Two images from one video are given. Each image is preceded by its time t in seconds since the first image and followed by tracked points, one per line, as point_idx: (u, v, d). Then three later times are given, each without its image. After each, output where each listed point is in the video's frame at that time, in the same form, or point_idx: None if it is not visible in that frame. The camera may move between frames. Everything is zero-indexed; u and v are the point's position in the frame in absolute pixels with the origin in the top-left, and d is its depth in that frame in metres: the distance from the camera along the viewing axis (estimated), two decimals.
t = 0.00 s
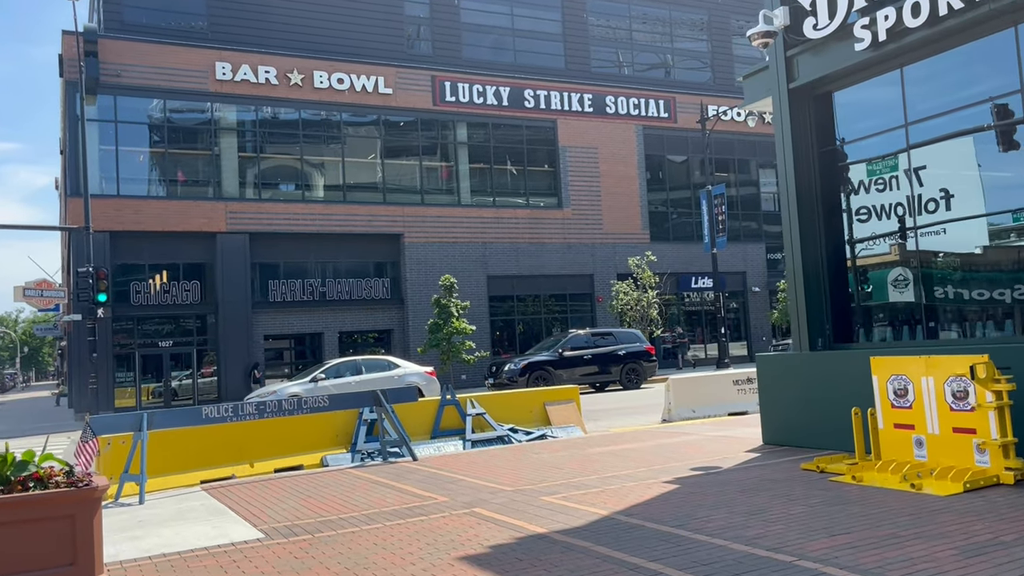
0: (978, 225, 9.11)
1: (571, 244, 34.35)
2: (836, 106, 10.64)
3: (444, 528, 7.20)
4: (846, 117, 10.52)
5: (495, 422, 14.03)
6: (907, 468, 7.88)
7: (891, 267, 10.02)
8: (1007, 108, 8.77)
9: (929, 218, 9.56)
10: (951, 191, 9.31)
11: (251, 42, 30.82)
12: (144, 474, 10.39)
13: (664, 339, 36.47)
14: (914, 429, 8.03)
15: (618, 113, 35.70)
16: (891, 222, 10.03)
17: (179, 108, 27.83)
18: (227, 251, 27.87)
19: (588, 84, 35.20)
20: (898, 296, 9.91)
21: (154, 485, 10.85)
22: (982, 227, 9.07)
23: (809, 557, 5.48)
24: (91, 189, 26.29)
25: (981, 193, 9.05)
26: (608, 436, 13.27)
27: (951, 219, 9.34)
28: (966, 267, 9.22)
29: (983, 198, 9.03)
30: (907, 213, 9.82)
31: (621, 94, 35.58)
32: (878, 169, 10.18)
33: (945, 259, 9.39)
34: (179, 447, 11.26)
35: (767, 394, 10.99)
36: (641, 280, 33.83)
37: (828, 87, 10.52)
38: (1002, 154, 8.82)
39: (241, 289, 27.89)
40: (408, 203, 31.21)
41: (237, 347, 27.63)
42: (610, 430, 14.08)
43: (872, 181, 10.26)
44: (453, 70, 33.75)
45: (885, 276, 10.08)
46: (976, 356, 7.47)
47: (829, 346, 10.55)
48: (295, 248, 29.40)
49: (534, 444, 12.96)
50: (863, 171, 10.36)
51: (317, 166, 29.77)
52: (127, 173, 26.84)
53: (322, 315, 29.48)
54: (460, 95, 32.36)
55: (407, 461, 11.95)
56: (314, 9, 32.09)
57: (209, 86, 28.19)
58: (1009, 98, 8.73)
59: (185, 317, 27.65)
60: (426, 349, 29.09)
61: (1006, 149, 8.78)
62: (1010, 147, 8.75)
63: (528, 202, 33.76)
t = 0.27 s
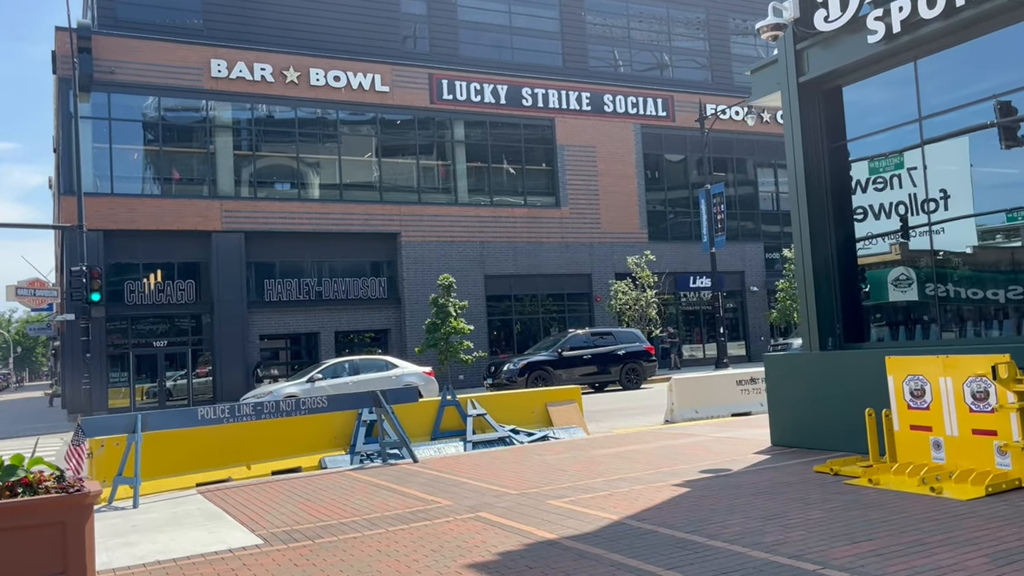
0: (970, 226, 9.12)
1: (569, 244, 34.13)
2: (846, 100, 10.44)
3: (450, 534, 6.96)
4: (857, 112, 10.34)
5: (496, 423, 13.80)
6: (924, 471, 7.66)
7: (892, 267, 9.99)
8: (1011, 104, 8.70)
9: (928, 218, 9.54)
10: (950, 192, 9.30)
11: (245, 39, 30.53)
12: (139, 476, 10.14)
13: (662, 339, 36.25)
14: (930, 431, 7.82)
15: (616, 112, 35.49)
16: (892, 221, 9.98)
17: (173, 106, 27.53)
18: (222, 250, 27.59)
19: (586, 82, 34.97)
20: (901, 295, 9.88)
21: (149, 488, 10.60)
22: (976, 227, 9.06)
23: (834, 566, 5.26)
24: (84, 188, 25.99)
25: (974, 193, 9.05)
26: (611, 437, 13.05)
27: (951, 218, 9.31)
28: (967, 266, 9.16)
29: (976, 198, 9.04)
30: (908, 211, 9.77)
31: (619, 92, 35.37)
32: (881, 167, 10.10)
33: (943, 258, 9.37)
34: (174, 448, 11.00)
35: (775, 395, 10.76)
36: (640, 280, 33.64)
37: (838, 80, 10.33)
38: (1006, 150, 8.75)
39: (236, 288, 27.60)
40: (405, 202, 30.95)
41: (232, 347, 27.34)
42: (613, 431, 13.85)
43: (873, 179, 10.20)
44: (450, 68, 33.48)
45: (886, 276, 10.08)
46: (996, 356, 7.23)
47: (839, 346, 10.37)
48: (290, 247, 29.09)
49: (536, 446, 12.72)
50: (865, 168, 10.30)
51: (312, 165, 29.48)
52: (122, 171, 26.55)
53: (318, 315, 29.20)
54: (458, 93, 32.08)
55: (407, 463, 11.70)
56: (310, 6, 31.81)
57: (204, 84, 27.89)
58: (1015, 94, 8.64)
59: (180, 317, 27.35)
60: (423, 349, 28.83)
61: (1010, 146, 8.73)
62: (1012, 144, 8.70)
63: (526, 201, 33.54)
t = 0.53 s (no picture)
0: (964, 227, 9.10)
1: (567, 243, 33.88)
2: (857, 94, 10.25)
3: (455, 539, 6.71)
4: (867, 106, 10.14)
5: (497, 424, 13.55)
6: (943, 474, 7.43)
7: (890, 266, 9.98)
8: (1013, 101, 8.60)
9: (926, 218, 9.50)
10: (948, 192, 9.25)
11: (240, 37, 30.22)
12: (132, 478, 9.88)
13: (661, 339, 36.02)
14: (949, 433, 7.60)
15: (614, 110, 35.26)
16: (892, 220, 9.94)
17: (168, 103, 27.21)
18: (217, 249, 27.30)
19: (584, 80, 34.74)
20: (901, 295, 9.82)
21: (144, 490, 10.32)
22: (972, 228, 9.01)
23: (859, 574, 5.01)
24: (77, 185, 25.66)
25: (970, 192, 9.00)
26: (615, 438, 12.80)
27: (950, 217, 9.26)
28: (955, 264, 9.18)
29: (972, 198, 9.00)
30: (908, 210, 9.72)
31: (617, 91, 35.14)
32: (883, 164, 10.02)
33: (941, 257, 9.32)
34: (168, 449, 10.75)
35: (785, 396, 10.53)
36: (638, 279, 33.42)
37: (849, 74, 10.11)
38: (1007, 147, 8.67)
39: (231, 287, 27.30)
40: (402, 200, 30.67)
41: (227, 347, 27.03)
42: (616, 432, 13.62)
43: (874, 177, 10.14)
44: (447, 66, 33.21)
45: (884, 275, 10.05)
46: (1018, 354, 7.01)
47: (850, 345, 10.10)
48: (286, 246, 28.80)
49: (538, 447, 12.48)
50: (867, 166, 10.22)
51: (308, 163, 29.19)
52: (115, 169, 26.24)
53: (314, 315, 28.91)
54: (455, 91, 31.79)
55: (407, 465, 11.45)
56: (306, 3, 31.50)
57: (198, 81, 27.58)
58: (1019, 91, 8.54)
59: (174, 316, 27.04)
60: (420, 349, 28.55)
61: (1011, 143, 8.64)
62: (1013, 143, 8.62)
63: (524, 200, 33.28)
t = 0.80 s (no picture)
0: (964, 226, 9.17)
1: (565, 242, 33.63)
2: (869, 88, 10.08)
3: (462, 547, 6.45)
4: (881, 100, 9.98)
5: (499, 426, 13.31)
6: (967, 480, 7.16)
7: (888, 266, 10.04)
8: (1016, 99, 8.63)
9: (925, 218, 9.59)
10: (948, 190, 9.31)
11: (235, 34, 29.89)
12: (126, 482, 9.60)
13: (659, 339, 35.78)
14: (972, 436, 7.35)
15: (612, 109, 35.02)
16: (890, 220, 10.02)
17: (162, 101, 26.90)
18: (212, 248, 27.00)
19: (582, 79, 34.50)
20: (898, 295, 9.91)
21: (136, 495, 10.03)
22: (972, 227, 9.08)
23: None
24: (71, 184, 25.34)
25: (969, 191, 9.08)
26: (619, 441, 12.56)
27: (950, 217, 9.33)
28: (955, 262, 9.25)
29: (969, 198, 9.09)
30: (908, 209, 9.79)
31: (615, 90, 34.91)
32: (886, 162, 10.03)
33: (942, 257, 9.39)
34: (164, 452, 10.48)
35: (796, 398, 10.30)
36: (636, 279, 33.21)
37: (861, 67, 9.93)
38: (1010, 146, 8.69)
39: (226, 287, 27.00)
40: (399, 199, 30.39)
41: (223, 348, 26.72)
42: (619, 434, 13.38)
43: (881, 174, 10.10)
44: (445, 64, 32.93)
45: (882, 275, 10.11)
46: None
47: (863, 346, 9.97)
48: (282, 245, 28.52)
49: (541, 450, 12.23)
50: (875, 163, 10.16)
51: (304, 162, 28.89)
52: (109, 168, 25.92)
53: (311, 315, 28.61)
54: (452, 89, 31.52)
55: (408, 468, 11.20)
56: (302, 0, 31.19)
57: (193, 78, 27.27)
58: None
59: (169, 317, 26.72)
60: (417, 349, 28.27)
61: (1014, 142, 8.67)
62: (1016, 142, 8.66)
63: (522, 199, 33.02)
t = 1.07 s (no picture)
0: (967, 224, 9.17)
1: (564, 242, 33.42)
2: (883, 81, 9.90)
3: (475, 553, 6.22)
4: (896, 93, 9.79)
5: (502, 426, 13.09)
6: (992, 483, 6.96)
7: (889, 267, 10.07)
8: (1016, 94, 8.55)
9: (925, 217, 9.63)
10: (951, 189, 9.30)
11: (232, 31, 29.61)
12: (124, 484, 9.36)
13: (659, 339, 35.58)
14: (995, 437, 7.15)
15: (611, 108, 34.82)
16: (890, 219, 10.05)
17: (159, 98, 26.62)
18: (209, 247, 26.74)
19: (581, 77, 34.30)
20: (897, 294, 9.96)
21: (135, 497, 9.78)
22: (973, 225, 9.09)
23: None
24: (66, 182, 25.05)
25: (970, 191, 9.10)
26: (626, 441, 12.33)
27: (953, 215, 9.32)
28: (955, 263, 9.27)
29: (971, 197, 9.10)
30: (908, 209, 9.83)
31: (614, 88, 34.72)
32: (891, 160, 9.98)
33: (943, 256, 9.40)
34: (162, 454, 10.24)
35: (810, 398, 10.09)
36: (636, 278, 33.03)
37: (876, 60, 9.75)
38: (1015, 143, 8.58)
39: (224, 286, 26.73)
40: (398, 198, 30.15)
41: (219, 347, 26.45)
42: (625, 435, 13.17)
43: (895, 169, 9.92)
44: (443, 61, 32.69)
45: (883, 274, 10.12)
46: None
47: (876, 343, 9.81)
48: (279, 244, 28.26)
49: (547, 450, 12.01)
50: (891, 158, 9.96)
51: (301, 160, 28.62)
52: (105, 166, 25.63)
53: (309, 314, 28.35)
54: (451, 87, 31.30)
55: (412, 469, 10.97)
56: None
57: (190, 76, 27.00)
58: None
59: (166, 316, 26.42)
60: (416, 349, 28.01)
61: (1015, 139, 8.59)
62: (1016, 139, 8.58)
63: (521, 198, 32.80)
